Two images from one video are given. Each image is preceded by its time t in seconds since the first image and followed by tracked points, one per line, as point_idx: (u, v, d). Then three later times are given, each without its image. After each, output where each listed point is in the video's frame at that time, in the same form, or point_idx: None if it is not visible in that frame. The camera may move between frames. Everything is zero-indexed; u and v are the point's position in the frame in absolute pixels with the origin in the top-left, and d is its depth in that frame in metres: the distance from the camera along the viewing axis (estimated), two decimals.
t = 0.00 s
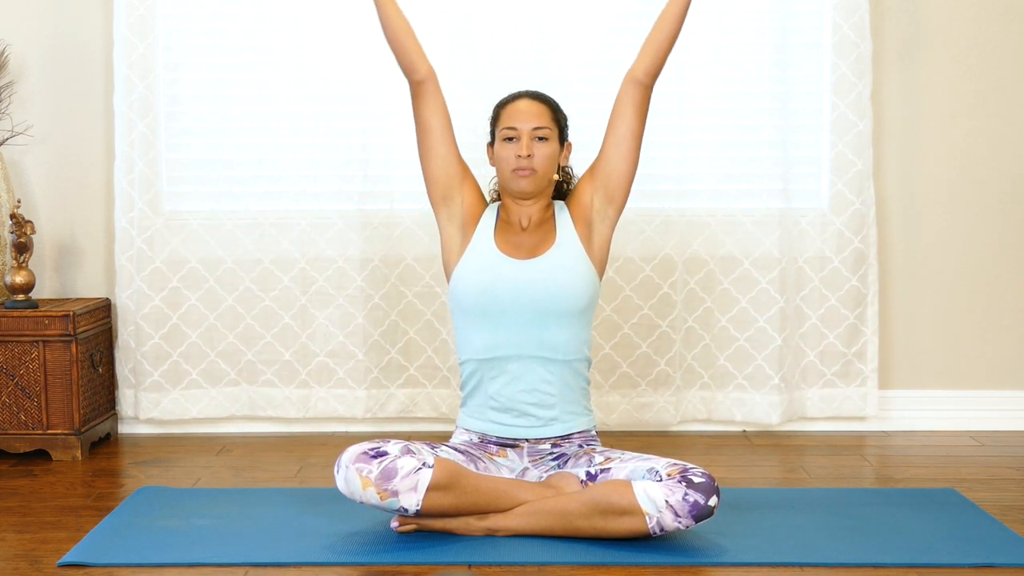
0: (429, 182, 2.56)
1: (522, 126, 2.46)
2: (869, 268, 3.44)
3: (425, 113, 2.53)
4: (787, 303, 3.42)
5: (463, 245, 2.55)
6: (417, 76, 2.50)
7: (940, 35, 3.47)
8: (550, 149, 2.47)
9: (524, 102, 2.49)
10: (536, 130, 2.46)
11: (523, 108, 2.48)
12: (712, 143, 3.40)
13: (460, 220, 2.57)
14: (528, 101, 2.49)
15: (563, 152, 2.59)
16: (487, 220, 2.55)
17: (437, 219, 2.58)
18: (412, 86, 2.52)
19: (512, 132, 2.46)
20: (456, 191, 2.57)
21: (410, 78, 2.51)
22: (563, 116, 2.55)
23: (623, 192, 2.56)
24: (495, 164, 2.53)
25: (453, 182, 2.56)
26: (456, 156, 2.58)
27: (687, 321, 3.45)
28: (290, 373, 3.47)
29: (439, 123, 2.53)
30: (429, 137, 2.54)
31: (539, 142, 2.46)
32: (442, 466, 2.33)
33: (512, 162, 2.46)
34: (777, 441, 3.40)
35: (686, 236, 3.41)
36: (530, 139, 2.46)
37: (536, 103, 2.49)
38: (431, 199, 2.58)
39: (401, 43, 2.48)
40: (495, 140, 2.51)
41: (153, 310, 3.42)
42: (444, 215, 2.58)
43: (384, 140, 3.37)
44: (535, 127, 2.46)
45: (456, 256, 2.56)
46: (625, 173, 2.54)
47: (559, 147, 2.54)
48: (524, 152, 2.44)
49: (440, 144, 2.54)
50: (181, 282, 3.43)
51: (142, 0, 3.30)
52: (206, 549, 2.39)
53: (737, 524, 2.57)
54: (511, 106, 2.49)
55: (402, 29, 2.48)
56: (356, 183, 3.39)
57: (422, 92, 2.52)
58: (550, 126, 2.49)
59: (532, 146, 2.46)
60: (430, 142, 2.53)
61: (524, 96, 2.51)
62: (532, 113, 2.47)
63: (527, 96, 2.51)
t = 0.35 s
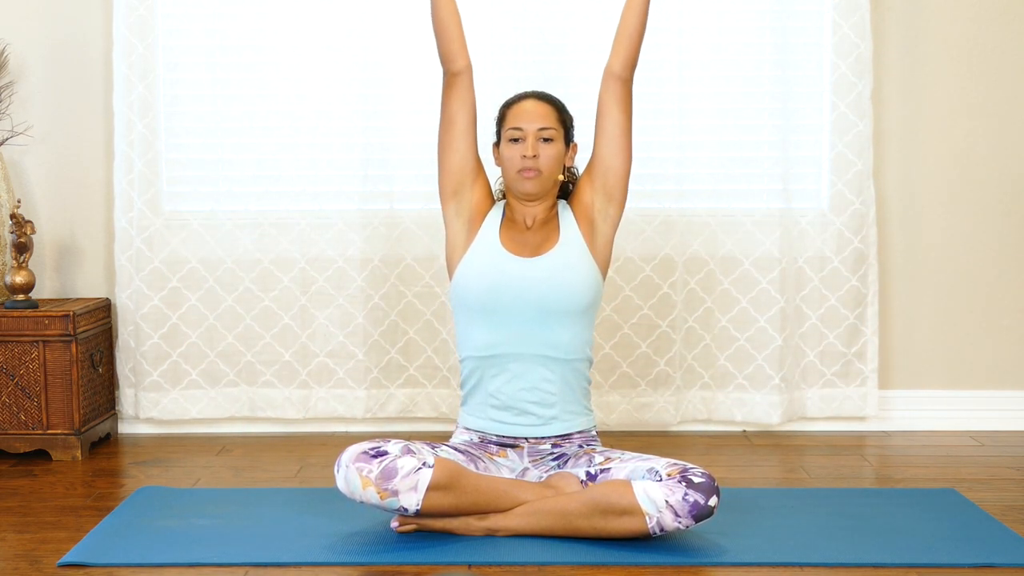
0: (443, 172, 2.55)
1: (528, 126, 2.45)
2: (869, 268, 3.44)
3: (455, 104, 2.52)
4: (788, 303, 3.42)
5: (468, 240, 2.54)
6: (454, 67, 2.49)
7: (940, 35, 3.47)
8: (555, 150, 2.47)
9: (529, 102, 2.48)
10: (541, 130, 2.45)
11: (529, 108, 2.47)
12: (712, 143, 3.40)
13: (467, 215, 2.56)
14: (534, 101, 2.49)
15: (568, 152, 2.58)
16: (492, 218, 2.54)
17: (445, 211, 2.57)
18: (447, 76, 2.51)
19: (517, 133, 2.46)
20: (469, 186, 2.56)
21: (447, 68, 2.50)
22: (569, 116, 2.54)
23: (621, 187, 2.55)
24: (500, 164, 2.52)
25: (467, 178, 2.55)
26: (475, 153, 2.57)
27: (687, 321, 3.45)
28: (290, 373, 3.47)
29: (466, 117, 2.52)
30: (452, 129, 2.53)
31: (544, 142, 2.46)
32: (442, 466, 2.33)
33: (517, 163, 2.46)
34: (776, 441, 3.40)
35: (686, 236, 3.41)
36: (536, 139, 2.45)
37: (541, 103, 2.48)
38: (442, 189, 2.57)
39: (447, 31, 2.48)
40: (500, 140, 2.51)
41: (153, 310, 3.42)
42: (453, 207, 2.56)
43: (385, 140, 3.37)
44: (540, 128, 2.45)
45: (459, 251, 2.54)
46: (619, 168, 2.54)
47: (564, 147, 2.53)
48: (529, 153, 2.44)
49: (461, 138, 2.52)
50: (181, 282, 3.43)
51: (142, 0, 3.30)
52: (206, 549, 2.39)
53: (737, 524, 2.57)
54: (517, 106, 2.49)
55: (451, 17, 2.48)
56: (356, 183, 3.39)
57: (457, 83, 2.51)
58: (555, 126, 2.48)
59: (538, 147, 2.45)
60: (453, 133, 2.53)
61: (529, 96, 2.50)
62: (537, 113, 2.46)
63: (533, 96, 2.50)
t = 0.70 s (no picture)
0: (447, 171, 2.55)
1: (529, 128, 2.45)
2: (869, 268, 3.44)
3: (462, 103, 2.51)
4: (788, 302, 3.42)
5: (468, 240, 2.53)
6: (465, 67, 2.49)
7: (940, 35, 3.47)
8: (556, 151, 2.47)
9: (530, 104, 2.48)
10: (542, 132, 2.45)
11: (529, 110, 2.47)
12: (712, 143, 3.40)
13: (469, 215, 2.56)
14: (535, 102, 2.49)
15: (569, 153, 2.58)
16: (493, 218, 2.54)
17: (446, 210, 2.57)
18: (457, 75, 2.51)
19: (518, 134, 2.46)
20: (471, 186, 2.56)
21: (458, 67, 2.50)
22: (569, 116, 2.54)
23: (620, 186, 2.55)
24: (501, 165, 2.52)
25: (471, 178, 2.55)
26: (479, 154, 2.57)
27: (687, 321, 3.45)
28: (289, 374, 3.46)
29: (473, 118, 2.52)
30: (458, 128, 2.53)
31: (544, 144, 2.46)
32: (442, 466, 2.33)
33: (518, 165, 2.46)
34: (777, 441, 3.40)
35: (686, 236, 3.41)
36: (536, 141, 2.45)
37: (542, 104, 2.48)
38: (444, 188, 2.57)
39: (462, 30, 2.48)
40: (501, 141, 2.51)
41: (153, 310, 3.42)
42: (455, 206, 2.56)
43: (385, 140, 3.37)
44: (541, 129, 2.45)
45: (459, 250, 2.54)
46: (618, 167, 2.54)
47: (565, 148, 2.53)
48: (530, 155, 2.44)
49: (466, 138, 2.52)
50: (181, 282, 3.43)
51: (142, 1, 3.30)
52: (206, 549, 2.39)
53: (737, 524, 2.57)
54: (518, 107, 2.49)
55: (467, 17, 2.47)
56: (356, 184, 3.39)
57: (467, 84, 2.50)
58: (556, 127, 2.48)
59: (538, 149, 2.46)
60: (458, 132, 2.52)
61: (530, 97, 2.50)
62: (538, 115, 2.46)
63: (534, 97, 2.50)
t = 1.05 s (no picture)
0: (444, 172, 2.54)
1: (529, 129, 2.44)
2: (869, 268, 3.44)
3: (459, 104, 2.49)
4: (787, 303, 3.42)
5: (467, 241, 2.53)
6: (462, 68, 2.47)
7: (940, 35, 3.47)
8: (557, 153, 2.47)
9: (530, 104, 2.47)
10: (543, 133, 2.45)
11: (529, 110, 2.46)
12: (712, 143, 3.40)
13: (468, 215, 2.55)
14: (534, 102, 2.48)
15: (569, 152, 2.58)
16: (492, 219, 2.54)
17: (445, 210, 2.55)
18: (454, 75, 2.49)
19: (519, 136, 2.45)
20: (469, 186, 2.54)
21: (455, 67, 2.48)
22: (570, 117, 2.53)
23: (621, 188, 2.55)
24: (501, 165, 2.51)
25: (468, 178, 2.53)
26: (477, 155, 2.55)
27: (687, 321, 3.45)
28: (289, 374, 3.47)
29: (470, 118, 2.50)
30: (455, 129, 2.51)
31: (545, 146, 2.45)
32: (442, 466, 2.33)
33: (519, 166, 2.45)
34: (776, 441, 3.40)
35: (686, 236, 3.41)
36: (537, 143, 2.45)
37: (542, 105, 2.47)
38: (441, 187, 2.55)
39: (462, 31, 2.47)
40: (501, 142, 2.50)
41: (153, 310, 3.42)
42: (452, 207, 2.55)
43: (385, 140, 3.37)
44: (541, 131, 2.45)
45: (458, 252, 2.53)
46: (621, 169, 2.54)
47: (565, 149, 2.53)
48: (530, 157, 2.44)
49: (463, 138, 2.50)
50: (181, 282, 3.43)
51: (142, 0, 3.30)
52: (206, 549, 2.39)
53: (737, 524, 2.57)
54: (518, 108, 2.48)
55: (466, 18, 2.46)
56: (356, 184, 3.39)
57: (464, 84, 2.49)
58: (556, 128, 2.47)
59: (539, 151, 2.45)
60: (455, 133, 2.50)
61: (530, 97, 2.49)
62: (538, 116, 2.45)
63: (534, 97, 2.49)
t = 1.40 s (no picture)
0: (444, 174, 2.53)
1: (537, 131, 2.44)
2: (870, 268, 3.44)
3: (458, 105, 2.48)
4: (788, 302, 3.42)
5: (467, 244, 2.52)
6: (459, 69, 2.45)
7: (941, 35, 3.47)
8: (563, 156, 2.47)
9: (538, 106, 2.47)
10: (550, 137, 2.45)
11: (538, 112, 2.46)
12: (712, 143, 3.40)
13: (468, 217, 2.53)
14: (543, 104, 2.47)
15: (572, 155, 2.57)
16: (493, 220, 2.53)
17: (445, 212, 2.54)
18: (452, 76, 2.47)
19: (526, 138, 2.45)
20: (468, 187, 2.53)
21: (452, 69, 2.46)
22: (575, 121, 2.54)
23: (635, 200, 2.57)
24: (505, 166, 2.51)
25: (468, 180, 2.52)
26: (476, 157, 2.53)
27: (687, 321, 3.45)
28: (289, 374, 3.46)
29: (470, 119, 2.49)
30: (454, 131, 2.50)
31: (552, 149, 2.46)
32: (442, 465, 2.33)
33: (525, 169, 2.45)
34: (776, 441, 3.40)
35: (686, 236, 3.41)
36: (544, 146, 2.45)
37: (550, 107, 2.47)
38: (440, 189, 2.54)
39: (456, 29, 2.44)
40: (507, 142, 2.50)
41: (153, 310, 3.42)
42: (452, 209, 2.53)
43: (385, 140, 3.37)
44: (549, 134, 2.45)
45: (458, 255, 2.52)
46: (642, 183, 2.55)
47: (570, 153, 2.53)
48: (538, 159, 2.44)
49: (462, 140, 2.49)
50: (181, 282, 3.43)
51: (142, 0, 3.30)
52: (206, 549, 2.38)
53: (736, 524, 2.57)
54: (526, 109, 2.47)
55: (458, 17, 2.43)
56: (356, 184, 3.39)
57: (461, 85, 2.47)
58: (563, 132, 2.48)
59: (546, 154, 2.45)
60: (455, 135, 2.49)
61: (538, 98, 2.49)
62: (546, 119, 2.45)
63: (542, 99, 2.48)
